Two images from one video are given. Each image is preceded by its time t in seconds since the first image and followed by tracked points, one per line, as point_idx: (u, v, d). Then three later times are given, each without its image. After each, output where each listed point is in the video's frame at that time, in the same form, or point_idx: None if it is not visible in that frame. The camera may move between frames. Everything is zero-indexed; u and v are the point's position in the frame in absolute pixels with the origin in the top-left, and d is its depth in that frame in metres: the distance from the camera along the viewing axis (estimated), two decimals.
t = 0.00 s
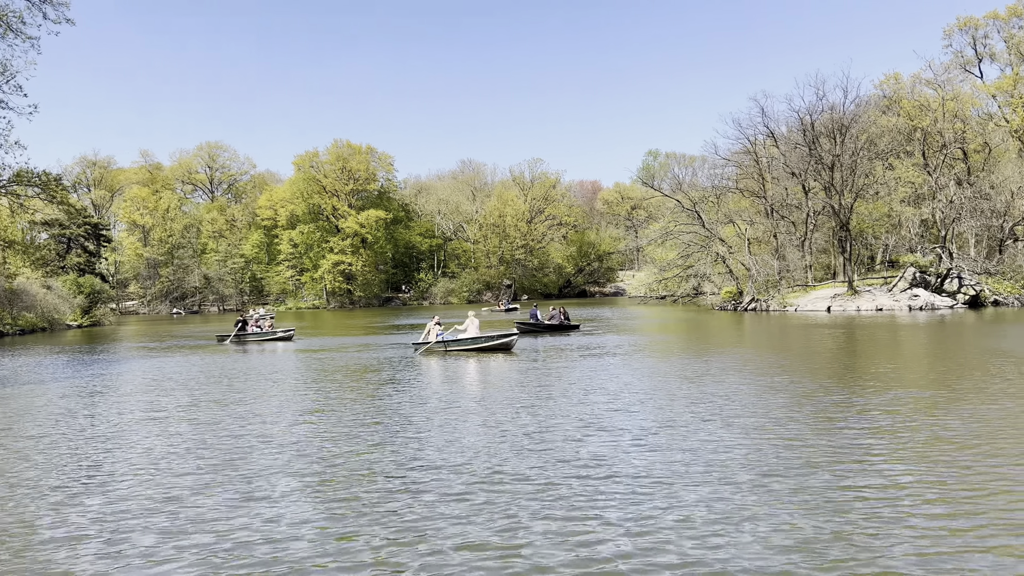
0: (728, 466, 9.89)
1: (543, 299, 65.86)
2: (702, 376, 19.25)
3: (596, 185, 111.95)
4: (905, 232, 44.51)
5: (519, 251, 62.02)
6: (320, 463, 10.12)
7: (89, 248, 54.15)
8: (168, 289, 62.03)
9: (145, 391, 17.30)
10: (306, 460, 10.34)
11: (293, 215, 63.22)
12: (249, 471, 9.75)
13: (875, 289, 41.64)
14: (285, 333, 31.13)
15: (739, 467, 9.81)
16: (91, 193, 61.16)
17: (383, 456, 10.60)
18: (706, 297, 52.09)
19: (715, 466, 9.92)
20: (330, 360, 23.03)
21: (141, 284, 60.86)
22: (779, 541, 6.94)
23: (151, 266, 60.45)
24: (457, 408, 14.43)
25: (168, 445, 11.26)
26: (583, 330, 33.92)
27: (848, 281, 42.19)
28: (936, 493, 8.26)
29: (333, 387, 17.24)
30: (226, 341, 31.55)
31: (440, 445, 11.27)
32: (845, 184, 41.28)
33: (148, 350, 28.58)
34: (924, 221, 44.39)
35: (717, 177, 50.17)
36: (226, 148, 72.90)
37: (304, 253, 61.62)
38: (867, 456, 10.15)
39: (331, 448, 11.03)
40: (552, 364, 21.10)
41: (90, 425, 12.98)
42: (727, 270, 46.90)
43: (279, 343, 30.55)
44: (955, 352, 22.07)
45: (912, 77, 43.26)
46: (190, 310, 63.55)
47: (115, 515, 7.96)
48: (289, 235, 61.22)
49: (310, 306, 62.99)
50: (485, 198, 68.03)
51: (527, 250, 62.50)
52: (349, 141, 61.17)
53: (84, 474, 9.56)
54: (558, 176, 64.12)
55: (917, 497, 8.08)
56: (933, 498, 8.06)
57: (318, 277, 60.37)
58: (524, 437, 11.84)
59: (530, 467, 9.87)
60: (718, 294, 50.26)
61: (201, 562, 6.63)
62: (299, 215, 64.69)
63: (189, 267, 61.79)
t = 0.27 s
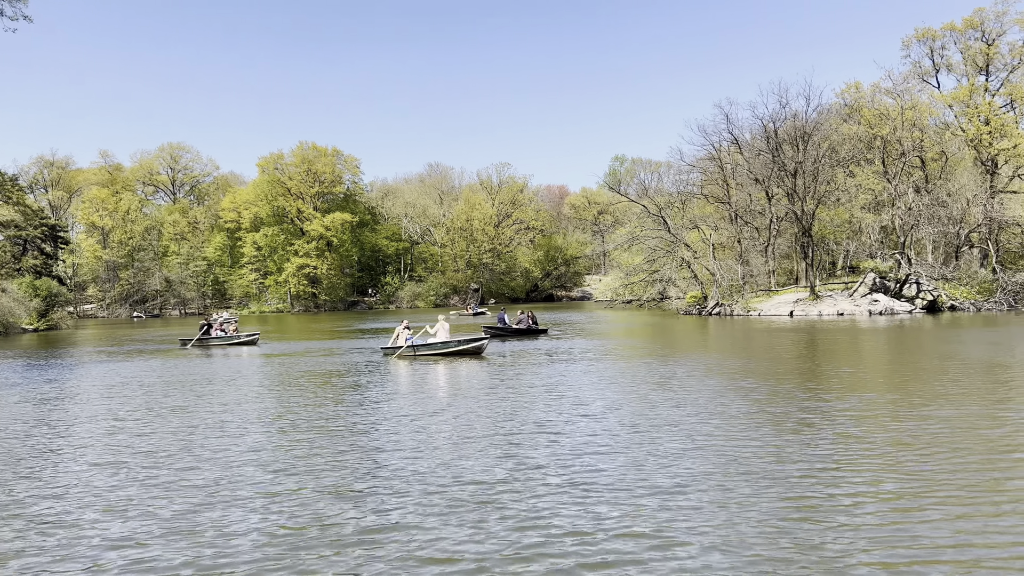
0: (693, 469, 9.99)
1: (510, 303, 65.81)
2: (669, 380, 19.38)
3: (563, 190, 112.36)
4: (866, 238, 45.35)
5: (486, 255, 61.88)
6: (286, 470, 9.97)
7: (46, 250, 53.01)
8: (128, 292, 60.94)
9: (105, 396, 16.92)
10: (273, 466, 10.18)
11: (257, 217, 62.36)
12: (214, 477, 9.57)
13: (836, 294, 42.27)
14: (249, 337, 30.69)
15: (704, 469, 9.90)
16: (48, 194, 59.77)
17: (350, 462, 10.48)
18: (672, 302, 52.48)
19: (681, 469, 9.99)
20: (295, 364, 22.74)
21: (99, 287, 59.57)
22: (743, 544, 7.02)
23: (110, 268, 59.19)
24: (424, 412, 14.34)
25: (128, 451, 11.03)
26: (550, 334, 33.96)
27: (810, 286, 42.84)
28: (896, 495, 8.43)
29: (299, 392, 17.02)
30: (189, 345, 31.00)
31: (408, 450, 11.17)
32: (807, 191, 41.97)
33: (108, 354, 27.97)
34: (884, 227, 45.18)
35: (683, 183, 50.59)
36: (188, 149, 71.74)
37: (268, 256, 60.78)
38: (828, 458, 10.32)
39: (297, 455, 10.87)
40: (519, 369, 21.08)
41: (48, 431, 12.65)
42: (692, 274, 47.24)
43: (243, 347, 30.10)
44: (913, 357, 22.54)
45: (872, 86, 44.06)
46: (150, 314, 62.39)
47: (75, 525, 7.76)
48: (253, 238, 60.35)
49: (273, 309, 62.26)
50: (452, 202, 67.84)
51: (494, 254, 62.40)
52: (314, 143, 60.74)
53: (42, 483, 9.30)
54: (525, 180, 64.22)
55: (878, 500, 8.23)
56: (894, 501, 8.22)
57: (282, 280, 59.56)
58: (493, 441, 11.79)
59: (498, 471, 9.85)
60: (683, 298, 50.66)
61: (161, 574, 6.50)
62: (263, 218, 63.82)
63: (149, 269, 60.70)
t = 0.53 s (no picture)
0: (663, 471, 10.03)
1: (479, 307, 65.69)
2: (636, 383, 19.45)
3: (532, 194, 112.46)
4: (828, 243, 46.09)
5: (454, 258, 61.68)
6: (250, 475, 9.81)
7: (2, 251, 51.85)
8: (87, 294, 59.78)
9: (64, 401, 16.56)
10: (236, 471, 10.01)
11: (221, 219, 61.43)
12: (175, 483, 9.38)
13: (800, 298, 42.83)
14: (215, 340, 30.26)
15: (674, 472, 9.95)
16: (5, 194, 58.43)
17: (316, 467, 10.33)
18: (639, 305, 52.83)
19: (651, 471, 10.03)
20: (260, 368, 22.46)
21: (58, 288, 58.34)
22: (712, 544, 7.10)
23: (70, 270, 57.99)
24: (391, 416, 14.22)
25: (91, 456, 10.85)
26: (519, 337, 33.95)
27: (774, 290, 43.43)
28: (863, 497, 8.55)
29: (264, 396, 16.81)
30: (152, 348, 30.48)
31: (375, 454, 11.06)
32: (772, 196, 42.57)
33: (68, 358, 27.40)
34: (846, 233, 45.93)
35: (650, 188, 50.98)
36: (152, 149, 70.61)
37: (232, 257, 59.92)
38: (795, 460, 10.48)
39: (262, 460, 10.71)
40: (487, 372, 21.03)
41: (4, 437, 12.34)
42: (659, 278, 47.54)
43: (208, 350, 29.66)
44: (875, 360, 22.95)
45: (835, 94, 44.73)
46: (111, 316, 61.29)
47: (28, 534, 7.55)
48: (217, 240, 59.47)
49: (237, 312, 61.47)
50: (420, 205, 67.57)
51: (463, 257, 62.24)
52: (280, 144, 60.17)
53: None
54: (494, 184, 64.23)
55: (845, 502, 8.34)
56: (861, 503, 8.33)
57: (247, 282, 58.71)
58: (461, 446, 11.73)
59: (468, 475, 9.80)
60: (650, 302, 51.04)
61: None
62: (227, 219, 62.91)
63: (110, 271, 59.68)
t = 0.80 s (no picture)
0: (627, 472, 10.17)
1: (446, 309, 65.47)
2: (603, 385, 19.52)
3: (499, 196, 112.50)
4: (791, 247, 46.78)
5: (422, 260, 61.36)
6: (211, 480, 9.64)
7: None
8: (43, 295, 58.43)
9: (19, 403, 16.16)
10: (198, 476, 9.84)
11: (183, 218, 60.36)
12: (135, 489, 9.20)
13: (763, 301, 43.33)
14: (177, 342, 29.76)
15: (638, 472, 10.09)
16: None
17: (280, 471, 10.20)
18: (606, 308, 53.08)
19: (615, 472, 10.16)
20: (223, 370, 22.14)
21: (13, 289, 56.90)
22: (675, 547, 7.13)
23: (25, 270, 56.61)
24: (356, 419, 14.11)
25: (47, 461, 10.59)
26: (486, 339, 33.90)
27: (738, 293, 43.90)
28: (824, 499, 8.67)
29: (227, 399, 16.57)
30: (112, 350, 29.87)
31: (339, 458, 10.94)
32: (736, 200, 43.09)
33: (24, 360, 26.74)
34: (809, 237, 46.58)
35: (617, 191, 51.27)
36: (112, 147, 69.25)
37: (194, 258, 58.93)
38: (758, 462, 10.58)
39: (225, 463, 10.54)
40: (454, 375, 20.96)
41: None
42: (625, 281, 47.78)
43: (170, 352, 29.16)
44: (834, 362, 23.42)
45: (799, 100, 45.42)
46: (69, 317, 60.02)
47: None
48: (179, 240, 58.44)
49: (199, 313, 60.54)
50: (387, 206, 67.15)
51: (430, 258, 61.98)
52: (245, 143, 59.47)
53: None
54: (461, 186, 64.13)
55: (806, 504, 8.44)
56: (821, 504, 8.45)
57: (209, 283, 57.70)
58: (427, 449, 11.67)
59: (434, 479, 9.74)
60: (616, 305, 51.33)
61: None
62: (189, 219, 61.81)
63: (68, 271, 58.60)
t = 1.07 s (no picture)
0: (594, 473, 10.21)
1: (411, 310, 65.10)
2: (568, 387, 19.58)
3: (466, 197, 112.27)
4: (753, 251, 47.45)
5: (386, 261, 60.95)
6: (173, 483, 9.48)
7: None
8: None
9: None
10: (159, 479, 9.67)
11: (141, 217, 58.93)
12: (93, 492, 9.01)
13: (726, 303, 43.80)
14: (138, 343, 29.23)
15: (604, 473, 10.12)
16: None
17: (244, 473, 10.05)
18: (571, 309, 53.32)
19: (582, 473, 10.19)
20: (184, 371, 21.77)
21: None
22: (640, 547, 7.18)
23: None
24: (321, 421, 13.98)
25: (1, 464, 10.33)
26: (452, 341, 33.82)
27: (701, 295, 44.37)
28: (784, 498, 8.81)
29: (188, 401, 16.32)
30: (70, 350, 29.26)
31: (305, 459, 10.83)
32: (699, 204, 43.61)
33: None
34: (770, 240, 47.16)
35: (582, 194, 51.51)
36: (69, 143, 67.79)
37: (153, 257, 57.78)
38: (721, 463, 10.70)
39: (187, 466, 10.38)
40: (419, 376, 20.88)
41: None
42: (590, 283, 47.92)
43: (129, 352, 28.63)
44: (795, 364, 23.77)
45: (761, 105, 46.04)
46: (22, 317, 58.80)
47: None
48: (136, 239, 57.14)
49: (159, 314, 59.55)
50: (351, 207, 66.63)
51: (394, 259, 61.61)
52: (206, 142, 58.63)
53: None
54: (426, 186, 63.93)
55: (767, 503, 8.56)
56: (782, 503, 8.58)
57: (168, 283, 56.53)
58: (392, 451, 11.60)
59: (401, 480, 9.68)
60: (581, 307, 51.58)
61: None
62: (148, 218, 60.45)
63: (22, 270, 57.78)
